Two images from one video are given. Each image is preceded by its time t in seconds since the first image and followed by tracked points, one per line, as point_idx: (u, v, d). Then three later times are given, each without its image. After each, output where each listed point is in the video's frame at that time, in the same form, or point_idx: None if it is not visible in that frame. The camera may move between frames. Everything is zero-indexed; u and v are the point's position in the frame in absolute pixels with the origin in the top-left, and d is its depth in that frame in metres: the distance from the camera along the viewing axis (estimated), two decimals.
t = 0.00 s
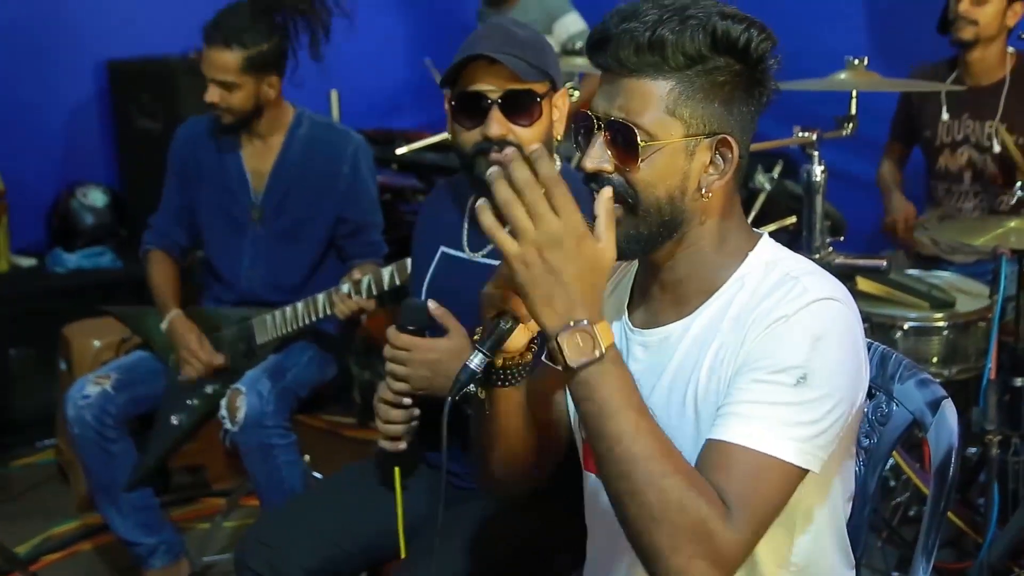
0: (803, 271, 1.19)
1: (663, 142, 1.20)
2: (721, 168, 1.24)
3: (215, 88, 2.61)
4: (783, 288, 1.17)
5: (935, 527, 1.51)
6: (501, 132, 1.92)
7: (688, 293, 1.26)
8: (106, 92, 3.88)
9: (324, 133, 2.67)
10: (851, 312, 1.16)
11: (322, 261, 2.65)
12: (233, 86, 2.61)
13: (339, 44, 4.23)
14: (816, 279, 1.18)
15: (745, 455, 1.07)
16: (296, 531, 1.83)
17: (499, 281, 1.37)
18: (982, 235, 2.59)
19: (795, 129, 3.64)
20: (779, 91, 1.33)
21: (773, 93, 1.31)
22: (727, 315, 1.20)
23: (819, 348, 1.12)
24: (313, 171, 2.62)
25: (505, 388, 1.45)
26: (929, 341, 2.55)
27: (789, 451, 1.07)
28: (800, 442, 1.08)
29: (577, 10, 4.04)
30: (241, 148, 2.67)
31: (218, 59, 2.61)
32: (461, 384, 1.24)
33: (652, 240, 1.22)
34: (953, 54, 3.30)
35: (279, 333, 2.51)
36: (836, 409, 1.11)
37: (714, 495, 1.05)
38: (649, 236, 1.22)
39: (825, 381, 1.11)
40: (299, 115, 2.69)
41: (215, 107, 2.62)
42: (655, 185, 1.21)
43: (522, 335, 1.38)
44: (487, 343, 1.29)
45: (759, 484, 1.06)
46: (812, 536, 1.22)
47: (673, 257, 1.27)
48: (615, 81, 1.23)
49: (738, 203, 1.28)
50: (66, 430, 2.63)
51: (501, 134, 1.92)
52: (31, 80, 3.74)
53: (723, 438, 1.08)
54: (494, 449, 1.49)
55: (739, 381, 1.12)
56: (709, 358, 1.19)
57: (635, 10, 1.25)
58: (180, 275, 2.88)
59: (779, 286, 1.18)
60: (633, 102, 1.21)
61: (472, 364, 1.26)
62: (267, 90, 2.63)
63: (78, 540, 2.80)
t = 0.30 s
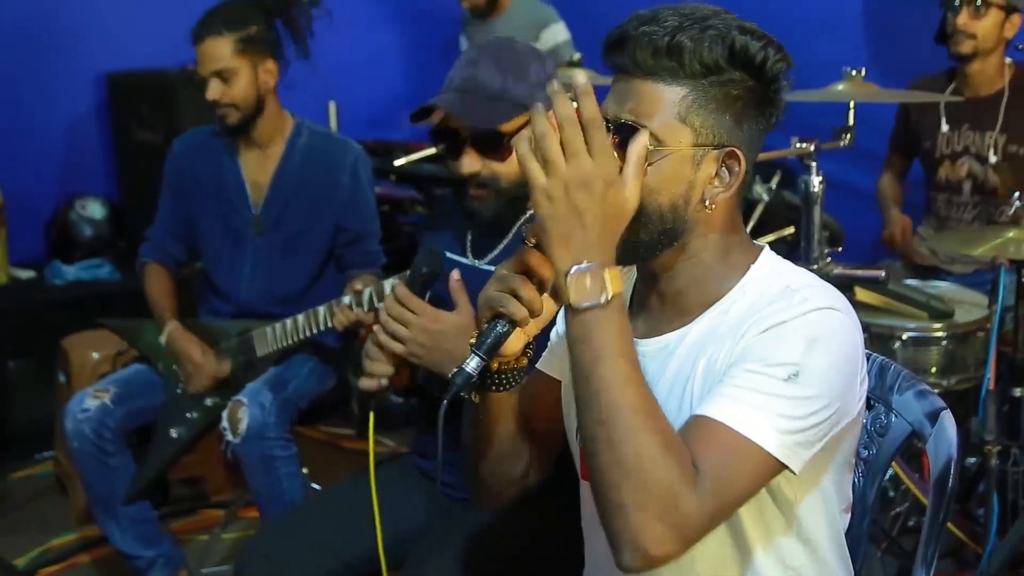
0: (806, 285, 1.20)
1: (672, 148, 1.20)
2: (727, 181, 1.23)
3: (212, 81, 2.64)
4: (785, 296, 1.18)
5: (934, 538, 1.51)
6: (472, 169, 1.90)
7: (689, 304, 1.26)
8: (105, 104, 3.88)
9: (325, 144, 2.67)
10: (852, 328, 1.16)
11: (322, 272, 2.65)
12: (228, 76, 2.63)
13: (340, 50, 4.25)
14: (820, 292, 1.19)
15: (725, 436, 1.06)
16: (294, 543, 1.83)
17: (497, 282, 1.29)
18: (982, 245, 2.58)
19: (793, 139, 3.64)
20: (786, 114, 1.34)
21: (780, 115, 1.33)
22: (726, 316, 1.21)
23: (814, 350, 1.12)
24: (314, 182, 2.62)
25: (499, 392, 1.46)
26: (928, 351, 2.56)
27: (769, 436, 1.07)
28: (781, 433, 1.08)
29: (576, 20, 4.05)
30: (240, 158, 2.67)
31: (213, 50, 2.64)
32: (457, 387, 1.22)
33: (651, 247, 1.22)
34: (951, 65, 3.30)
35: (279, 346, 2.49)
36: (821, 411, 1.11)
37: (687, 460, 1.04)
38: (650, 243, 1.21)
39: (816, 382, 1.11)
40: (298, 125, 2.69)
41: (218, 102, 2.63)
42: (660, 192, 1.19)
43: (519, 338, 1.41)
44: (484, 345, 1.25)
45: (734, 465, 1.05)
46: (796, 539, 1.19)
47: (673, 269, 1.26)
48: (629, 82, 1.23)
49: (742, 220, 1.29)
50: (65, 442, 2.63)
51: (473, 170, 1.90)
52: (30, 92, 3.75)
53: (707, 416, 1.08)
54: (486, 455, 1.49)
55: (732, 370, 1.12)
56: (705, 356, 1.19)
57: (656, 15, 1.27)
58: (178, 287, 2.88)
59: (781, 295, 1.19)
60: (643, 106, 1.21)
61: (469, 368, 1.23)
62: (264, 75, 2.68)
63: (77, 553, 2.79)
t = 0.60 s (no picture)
0: (810, 287, 1.20)
1: (676, 158, 1.20)
2: (731, 188, 1.24)
3: (236, 83, 2.62)
4: (791, 302, 1.17)
5: (935, 541, 1.51)
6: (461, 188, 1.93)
7: (694, 306, 1.26)
8: (106, 109, 3.88)
9: (325, 147, 2.68)
10: (857, 329, 1.16)
11: (323, 275, 2.66)
12: (254, 77, 2.63)
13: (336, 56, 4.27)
14: (824, 294, 1.19)
15: (748, 461, 1.06)
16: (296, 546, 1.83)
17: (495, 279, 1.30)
18: (981, 247, 2.57)
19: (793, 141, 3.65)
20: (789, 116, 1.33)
21: (785, 116, 1.32)
22: (731, 326, 1.20)
23: (827, 360, 1.12)
24: (314, 185, 2.63)
25: (496, 393, 1.45)
26: (929, 353, 2.56)
27: (795, 458, 1.07)
28: (805, 451, 1.08)
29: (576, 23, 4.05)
30: (240, 162, 2.66)
31: (226, 56, 2.62)
32: (453, 387, 1.20)
33: (655, 256, 1.22)
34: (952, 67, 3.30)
35: (278, 348, 2.48)
36: (840, 421, 1.11)
37: (711, 494, 1.04)
38: (654, 252, 1.22)
39: (833, 392, 1.11)
40: (299, 128, 2.70)
41: (244, 105, 2.61)
42: (663, 202, 1.20)
43: (517, 338, 1.40)
44: (481, 345, 1.24)
45: (763, 490, 1.06)
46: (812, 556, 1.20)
47: (679, 273, 1.27)
48: (633, 92, 1.23)
49: (746, 225, 1.29)
50: (65, 447, 2.63)
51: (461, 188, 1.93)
52: (30, 97, 3.75)
53: (728, 444, 1.08)
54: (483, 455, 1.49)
55: (746, 389, 1.12)
56: (714, 369, 1.19)
57: (660, 21, 1.26)
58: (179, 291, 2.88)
59: (784, 300, 1.18)
60: (647, 115, 1.21)
61: (466, 366, 1.22)
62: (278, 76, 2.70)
63: (77, 557, 2.79)
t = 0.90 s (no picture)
0: (803, 295, 1.19)
1: (659, 183, 1.21)
2: (717, 198, 1.25)
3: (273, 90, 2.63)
4: (785, 319, 1.16)
5: (923, 542, 1.56)
6: (444, 187, 1.90)
7: (683, 315, 1.26)
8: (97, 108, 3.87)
9: (314, 149, 2.68)
10: (851, 335, 1.16)
11: (315, 274, 2.67)
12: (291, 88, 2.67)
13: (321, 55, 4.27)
14: (815, 304, 1.17)
15: (781, 508, 1.08)
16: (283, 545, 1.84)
17: (494, 313, 1.26)
18: (969, 251, 2.57)
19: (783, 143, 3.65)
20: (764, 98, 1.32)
21: (758, 104, 1.30)
22: (731, 343, 1.19)
23: (836, 379, 1.11)
24: (307, 185, 2.64)
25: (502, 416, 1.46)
26: (919, 356, 2.57)
27: (822, 492, 1.08)
28: (835, 482, 1.09)
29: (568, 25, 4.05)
30: (230, 163, 2.66)
31: (251, 63, 2.63)
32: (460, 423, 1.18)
33: (652, 276, 1.24)
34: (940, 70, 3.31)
35: (269, 349, 2.49)
36: (862, 437, 1.12)
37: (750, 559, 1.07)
38: (650, 273, 1.23)
39: (849, 413, 1.11)
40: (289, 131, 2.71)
41: (271, 113, 2.62)
42: (650, 228, 1.22)
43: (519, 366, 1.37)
44: (485, 379, 1.22)
45: (799, 533, 1.07)
46: None
47: (671, 286, 1.27)
48: (603, 128, 1.23)
49: (732, 229, 1.29)
50: (54, 447, 2.62)
51: (444, 188, 1.91)
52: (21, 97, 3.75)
53: (759, 495, 1.09)
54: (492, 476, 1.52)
55: (761, 426, 1.12)
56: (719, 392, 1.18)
57: (615, 47, 1.23)
58: (169, 292, 2.88)
59: (781, 312, 1.17)
60: (622, 146, 1.22)
61: (471, 401, 1.20)
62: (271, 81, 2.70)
63: (66, 558, 2.79)
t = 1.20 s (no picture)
0: (793, 293, 1.19)
1: (651, 170, 1.21)
2: (707, 190, 1.25)
3: (233, 89, 2.61)
4: (776, 318, 1.16)
5: (914, 542, 1.53)
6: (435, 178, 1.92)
7: (670, 314, 1.26)
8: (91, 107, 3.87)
9: (312, 150, 2.67)
10: (842, 331, 1.16)
11: (311, 276, 2.65)
12: (248, 83, 2.63)
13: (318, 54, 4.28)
14: (806, 301, 1.18)
15: (780, 508, 1.08)
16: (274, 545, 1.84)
17: (489, 310, 1.24)
18: (964, 251, 2.58)
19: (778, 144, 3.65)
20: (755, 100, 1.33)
21: (748, 102, 1.31)
22: (723, 344, 1.19)
23: (830, 376, 1.12)
24: (305, 186, 2.63)
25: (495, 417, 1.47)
26: (912, 358, 2.58)
27: (820, 491, 1.08)
28: (832, 479, 1.09)
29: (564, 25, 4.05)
30: (228, 163, 2.65)
31: (221, 60, 2.62)
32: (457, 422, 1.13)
33: (644, 267, 1.23)
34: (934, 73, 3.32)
35: (262, 348, 2.50)
36: (857, 434, 1.12)
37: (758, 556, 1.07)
38: (641, 264, 1.23)
39: (844, 409, 1.11)
40: (287, 130, 2.70)
41: (236, 110, 2.60)
42: (642, 216, 1.22)
43: (513, 365, 1.39)
44: (482, 376, 1.17)
45: (799, 531, 1.07)
46: None
47: (659, 282, 1.27)
48: (593, 113, 1.23)
49: (719, 226, 1.29)
50: (48, 445, 2.62)
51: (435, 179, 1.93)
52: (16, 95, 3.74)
53: (757, 495, 1.10)
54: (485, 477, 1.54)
55: (757, 427, 1.12)
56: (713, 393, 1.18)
57: (610, 36, 1.24)
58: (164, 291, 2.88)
59: (771, 313, 1.17)
60: (614, 133, 1.22)
61: (468, 399, 1.14)
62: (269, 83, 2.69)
63: (59, 557, 2.79)
